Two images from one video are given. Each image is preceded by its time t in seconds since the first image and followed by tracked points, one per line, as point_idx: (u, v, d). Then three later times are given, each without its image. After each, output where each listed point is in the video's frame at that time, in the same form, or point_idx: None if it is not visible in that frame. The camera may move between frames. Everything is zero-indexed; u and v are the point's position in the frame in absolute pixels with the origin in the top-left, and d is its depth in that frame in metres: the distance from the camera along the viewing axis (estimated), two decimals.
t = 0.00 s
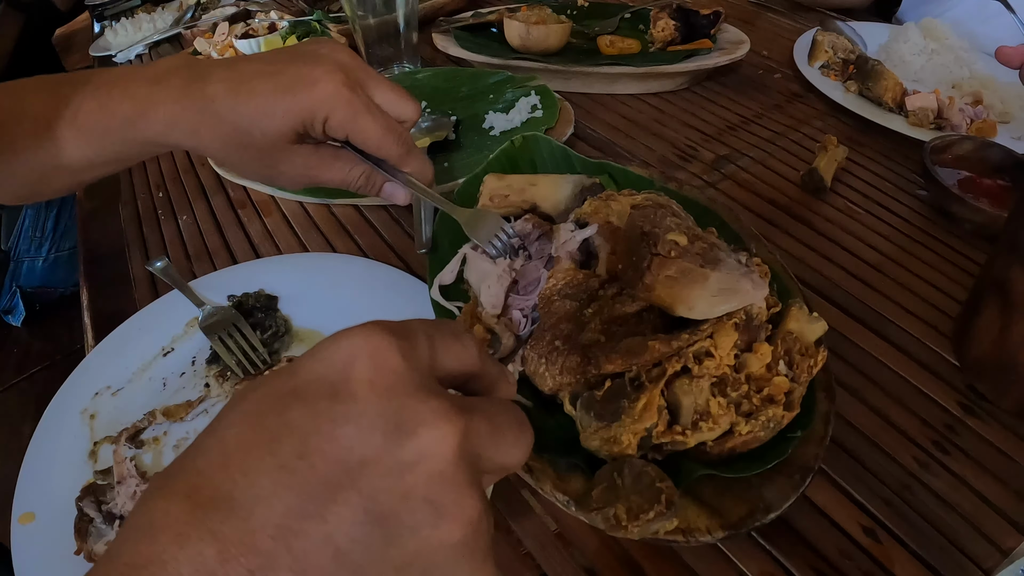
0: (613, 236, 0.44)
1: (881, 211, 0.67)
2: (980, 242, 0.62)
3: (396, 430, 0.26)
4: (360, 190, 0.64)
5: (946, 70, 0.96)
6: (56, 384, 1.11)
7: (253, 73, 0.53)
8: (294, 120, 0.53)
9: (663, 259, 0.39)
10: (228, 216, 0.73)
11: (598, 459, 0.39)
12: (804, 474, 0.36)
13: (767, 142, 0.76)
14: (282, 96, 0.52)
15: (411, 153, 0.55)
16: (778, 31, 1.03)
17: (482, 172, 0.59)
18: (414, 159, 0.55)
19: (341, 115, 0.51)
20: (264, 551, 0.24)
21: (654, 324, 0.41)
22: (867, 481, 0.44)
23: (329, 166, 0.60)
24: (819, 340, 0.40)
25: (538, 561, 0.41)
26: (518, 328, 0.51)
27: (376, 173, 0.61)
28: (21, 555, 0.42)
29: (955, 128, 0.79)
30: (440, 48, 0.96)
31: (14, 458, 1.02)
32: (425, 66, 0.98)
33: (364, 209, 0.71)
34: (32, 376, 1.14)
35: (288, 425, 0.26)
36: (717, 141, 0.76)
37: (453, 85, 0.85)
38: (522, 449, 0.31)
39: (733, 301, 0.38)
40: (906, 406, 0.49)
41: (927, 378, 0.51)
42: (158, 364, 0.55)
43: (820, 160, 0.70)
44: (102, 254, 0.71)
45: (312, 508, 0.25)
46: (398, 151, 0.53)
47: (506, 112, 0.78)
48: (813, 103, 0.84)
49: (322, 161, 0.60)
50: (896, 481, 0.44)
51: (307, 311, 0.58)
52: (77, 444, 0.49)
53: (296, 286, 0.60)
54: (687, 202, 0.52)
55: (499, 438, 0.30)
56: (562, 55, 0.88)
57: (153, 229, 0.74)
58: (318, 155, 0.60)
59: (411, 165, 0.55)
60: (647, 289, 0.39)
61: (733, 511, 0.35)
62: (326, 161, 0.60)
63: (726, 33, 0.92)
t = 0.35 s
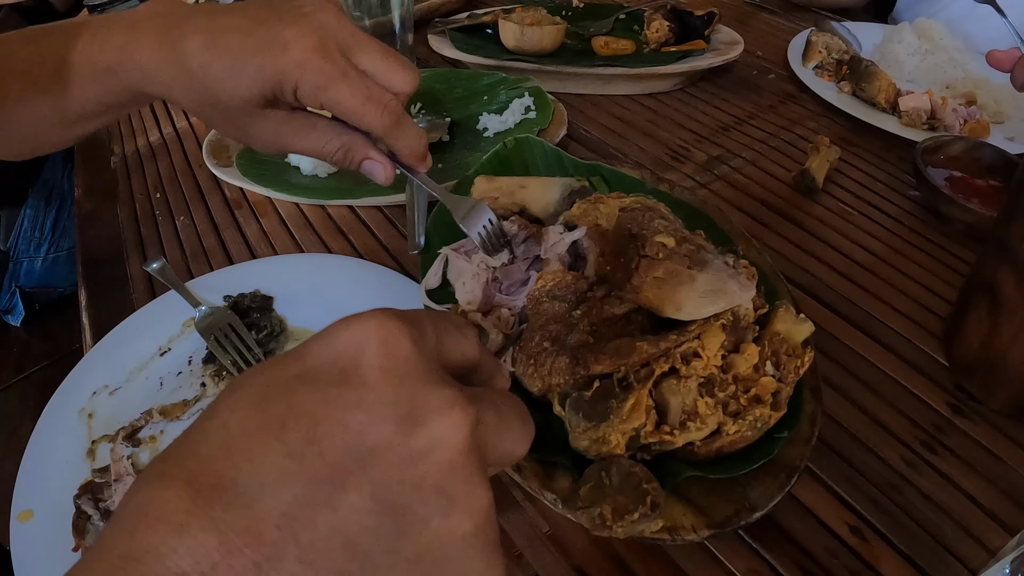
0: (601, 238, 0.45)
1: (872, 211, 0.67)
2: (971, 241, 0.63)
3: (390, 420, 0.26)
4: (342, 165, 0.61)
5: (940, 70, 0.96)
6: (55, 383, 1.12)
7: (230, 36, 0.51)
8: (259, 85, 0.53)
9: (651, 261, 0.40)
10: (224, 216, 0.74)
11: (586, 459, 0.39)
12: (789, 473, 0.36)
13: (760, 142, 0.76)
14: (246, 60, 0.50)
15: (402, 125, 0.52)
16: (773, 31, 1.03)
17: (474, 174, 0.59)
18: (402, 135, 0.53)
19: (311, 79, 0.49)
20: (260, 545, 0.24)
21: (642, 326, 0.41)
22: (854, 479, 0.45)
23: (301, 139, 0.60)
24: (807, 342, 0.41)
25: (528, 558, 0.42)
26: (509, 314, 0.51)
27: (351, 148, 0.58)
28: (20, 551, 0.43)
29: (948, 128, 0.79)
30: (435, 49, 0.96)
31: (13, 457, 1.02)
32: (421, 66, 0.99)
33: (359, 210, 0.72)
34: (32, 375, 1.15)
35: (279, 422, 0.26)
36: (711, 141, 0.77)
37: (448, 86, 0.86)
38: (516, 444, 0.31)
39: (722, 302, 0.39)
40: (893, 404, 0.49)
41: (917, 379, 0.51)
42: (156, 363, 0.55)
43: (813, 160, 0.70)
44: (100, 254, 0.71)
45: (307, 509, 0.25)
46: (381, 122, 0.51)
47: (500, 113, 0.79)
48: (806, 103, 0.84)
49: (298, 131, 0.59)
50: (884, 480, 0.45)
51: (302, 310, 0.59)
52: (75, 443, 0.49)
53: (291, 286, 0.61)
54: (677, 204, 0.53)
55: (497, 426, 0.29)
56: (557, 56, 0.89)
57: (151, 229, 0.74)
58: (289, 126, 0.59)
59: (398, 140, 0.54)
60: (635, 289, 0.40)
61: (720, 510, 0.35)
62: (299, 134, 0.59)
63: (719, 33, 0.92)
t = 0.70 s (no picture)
0: (590, 244, 0.44)
1: (865, 212, 0.68)
2: (962, 242, 0.63)
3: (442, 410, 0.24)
4: (366, 117, 0.62)
5: (934, 72, 0.97)
6: (56, 382, 1.13)
7: None
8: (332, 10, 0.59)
9: (641, 265, 0.41)
10: (225, 217, 0.75)
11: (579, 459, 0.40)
12: (778, 473, 0.37)
13: (755, 144, 0.77)
14: None
15: (434, 97, 0.63)
16: (769, 32, 1.04)
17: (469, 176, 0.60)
18: (429, 106, 0.63)
19: (382, 18, 0.59)
20: (309, 534, 0.21)
21: (633, 329, 0.43)
22: (844, 478, 0.45)
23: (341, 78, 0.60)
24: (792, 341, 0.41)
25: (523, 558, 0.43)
26: (504, 311, 0.48)
27: (388, 100, 0.60)
28: (25, 547, 0.43)
29: (942, 130, 0.80)
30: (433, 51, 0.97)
31: (14, 455, 1.03)
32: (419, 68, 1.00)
33: (357, 211, 0.73)
34: (34, 374, 1.16)
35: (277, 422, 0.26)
36: (706, 143, 0.77)
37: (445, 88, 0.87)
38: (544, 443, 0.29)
39: (710, 305, 0.39)
40: (884, 405, 0.50)
41: (907, 379, 0.52)
42: (157, 362, 0.56)
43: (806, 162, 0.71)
44: (101, 254, 0.72)
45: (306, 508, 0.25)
46: (426, 84, 0.61)
47: (497, 115, 0.80)
48: (801, 105, 0.85)
49: (338, 70, 0.60)
50: (873, 479, 0.45)
51: (301, 311, 0.60)
52: (78, 441, 0.50)
53: (289, 287, 0.61)
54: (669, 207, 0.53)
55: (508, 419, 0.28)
56: (554, 58, 0.90)
57: (152, 230, 0.75)
58: (332, 60, 0.60)
59: (423, 111, 0.63)
60: (626, 293, 0.41)
61: (708, 508, 0.36)
62: (342, 71, 0.60)
63: (715, 36, 0.93)
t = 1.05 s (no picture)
0: (587, 246, 0.45)
1: (860, 214, 0.69)
2: (956, 243, 0.64)
3: (471, 445, 0.25)
4: (369, 119, 0.62)
5: (930, 74, 0.98)
6: (57, 382, 1.13)
7: None
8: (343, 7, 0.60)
9: (637, 267, 0.42)
10: (226, 219, 0.75)
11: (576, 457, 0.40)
12: (771, 471, 0.37)
13: (752, 146, 0.78)
14: None
15: (438, 104, 0.62)
16: (766, 34, 1.05)
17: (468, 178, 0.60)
18: (432, 113, 0.62)
19: (393, 19, 0.59)
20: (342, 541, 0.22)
21: (629, 330, 0.43)
22: (838, 478, 0.46)
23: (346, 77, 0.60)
24: (788, 341, 0.42)
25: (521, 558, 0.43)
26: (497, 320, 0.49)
27: (391, 104, 0.60)
28: (32, 544, 0.44)
29: (938, 132, 0.81)
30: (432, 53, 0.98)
31: (15, 455, 1.04)
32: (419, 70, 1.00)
33: (358, 212, 0.73)
34: (36, 373, 1.17)
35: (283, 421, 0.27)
36: (703, 145, 0.78)
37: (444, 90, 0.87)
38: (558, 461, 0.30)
39: (705, 306, 0.40)
40: (878, 405, 0.51)
41: (900, 379, 0.53)
42: (159, 363, 0.57)
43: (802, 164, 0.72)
44: (104, 255, 0.73)
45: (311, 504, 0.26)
46: (430, 89, 0.61)
47: (496, 117, 0.80)
48: (798, 107, 0.86)
49: (343, 69, 0.60)
50: (866, 477, 0.46)
51: (302, 312, 0.60)
52: (82, 441, 0.51)
53: (290, 288, 0.62)
54: (665, 209, 0.54)
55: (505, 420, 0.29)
56: (552, 60, 0.90)
57: (154, 231, 0.76)
58: (338, 59, 0.61)
59: (425, 118, 0.62)
60: (621, 295, 0.41)
61: (702, 505, 0.36)
62: (347, 69, 0.60)
63: (713, 38, 0.94)
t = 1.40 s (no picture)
0: (580, 246, 0.46)
1: (854, 215, 0.69)
2: (948, 244, 0.64)
3: (454, 476, 0.26)
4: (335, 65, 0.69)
5: (926, 75, 0.98)
6: (57, 381, 1.14)
7: None
8: None
9: (628, 269, 0.42)
10: (225, 220, 0.76)
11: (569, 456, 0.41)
12: (760, 471, 0.38)
13: (747, 147, 0.78)
14: None
15: (396, 30, 0.69)
16: (763, 35, 1.05)
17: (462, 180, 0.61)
18: (392, 39, 0.69)
19: None
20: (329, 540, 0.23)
21: (620, 331, 0.44)
22: (830, 478, 0.47)
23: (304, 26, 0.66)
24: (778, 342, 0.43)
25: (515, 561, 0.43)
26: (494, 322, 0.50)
27: (352, 45, 0.66)
28: (33, 541, 0.45)
29: (932, 133, 0.81)
30: (430, 55, 0.98)
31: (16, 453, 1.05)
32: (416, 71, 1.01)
33: (355, 213, 0.74)
34: (36, 372, 1.17)
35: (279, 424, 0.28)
36: (698, 146, 0.79)
37: (441, 92, 0.88)
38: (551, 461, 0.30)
39: (694, 308, 0.41)
40: (869, 406, 0.51)
41: (892, 380, 0.53)
42: (159, 362, 0.57)
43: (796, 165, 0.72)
44: (104, 256, 0.73)
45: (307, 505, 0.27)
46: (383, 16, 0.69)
47: (492, 119, 0.81)
48: (793, 108, 0.86)
49: (303, 22, 0.67)
50: (856, 477, 0.46)
51: (299, 312, 0.61)
52: (82, 439, 0.51)
53: (287, 289, 0.63)
54: (659, 211, 0.54)
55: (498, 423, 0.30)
56: (549, 61, 0.91)
57: (153, 232, 0.76)
58: (297, 10, 0.67)
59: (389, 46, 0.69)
60: (613, 296, 0.42)
61: (692, 504, 0.37)
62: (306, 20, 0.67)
63: (709, 39, 0.95)
